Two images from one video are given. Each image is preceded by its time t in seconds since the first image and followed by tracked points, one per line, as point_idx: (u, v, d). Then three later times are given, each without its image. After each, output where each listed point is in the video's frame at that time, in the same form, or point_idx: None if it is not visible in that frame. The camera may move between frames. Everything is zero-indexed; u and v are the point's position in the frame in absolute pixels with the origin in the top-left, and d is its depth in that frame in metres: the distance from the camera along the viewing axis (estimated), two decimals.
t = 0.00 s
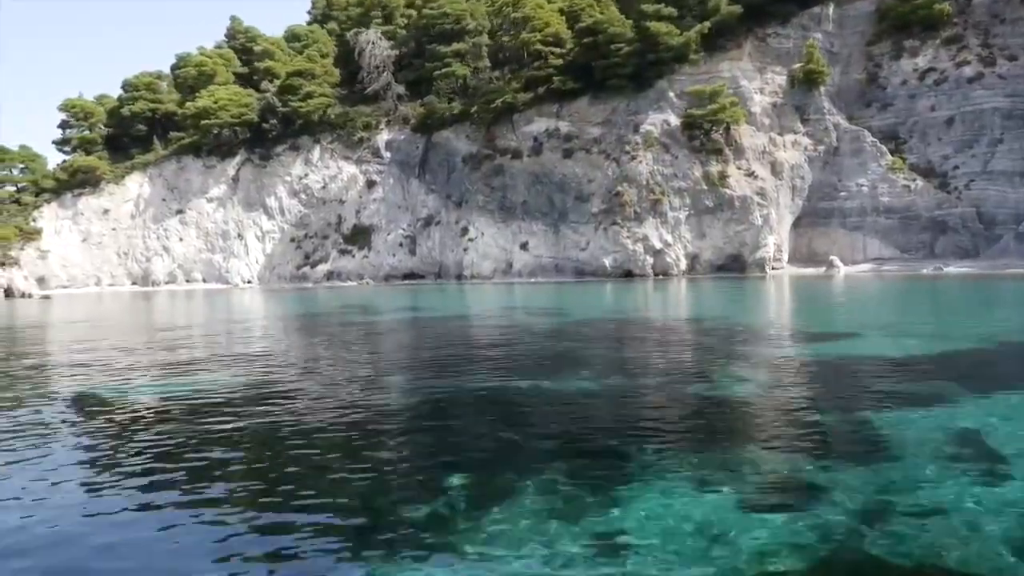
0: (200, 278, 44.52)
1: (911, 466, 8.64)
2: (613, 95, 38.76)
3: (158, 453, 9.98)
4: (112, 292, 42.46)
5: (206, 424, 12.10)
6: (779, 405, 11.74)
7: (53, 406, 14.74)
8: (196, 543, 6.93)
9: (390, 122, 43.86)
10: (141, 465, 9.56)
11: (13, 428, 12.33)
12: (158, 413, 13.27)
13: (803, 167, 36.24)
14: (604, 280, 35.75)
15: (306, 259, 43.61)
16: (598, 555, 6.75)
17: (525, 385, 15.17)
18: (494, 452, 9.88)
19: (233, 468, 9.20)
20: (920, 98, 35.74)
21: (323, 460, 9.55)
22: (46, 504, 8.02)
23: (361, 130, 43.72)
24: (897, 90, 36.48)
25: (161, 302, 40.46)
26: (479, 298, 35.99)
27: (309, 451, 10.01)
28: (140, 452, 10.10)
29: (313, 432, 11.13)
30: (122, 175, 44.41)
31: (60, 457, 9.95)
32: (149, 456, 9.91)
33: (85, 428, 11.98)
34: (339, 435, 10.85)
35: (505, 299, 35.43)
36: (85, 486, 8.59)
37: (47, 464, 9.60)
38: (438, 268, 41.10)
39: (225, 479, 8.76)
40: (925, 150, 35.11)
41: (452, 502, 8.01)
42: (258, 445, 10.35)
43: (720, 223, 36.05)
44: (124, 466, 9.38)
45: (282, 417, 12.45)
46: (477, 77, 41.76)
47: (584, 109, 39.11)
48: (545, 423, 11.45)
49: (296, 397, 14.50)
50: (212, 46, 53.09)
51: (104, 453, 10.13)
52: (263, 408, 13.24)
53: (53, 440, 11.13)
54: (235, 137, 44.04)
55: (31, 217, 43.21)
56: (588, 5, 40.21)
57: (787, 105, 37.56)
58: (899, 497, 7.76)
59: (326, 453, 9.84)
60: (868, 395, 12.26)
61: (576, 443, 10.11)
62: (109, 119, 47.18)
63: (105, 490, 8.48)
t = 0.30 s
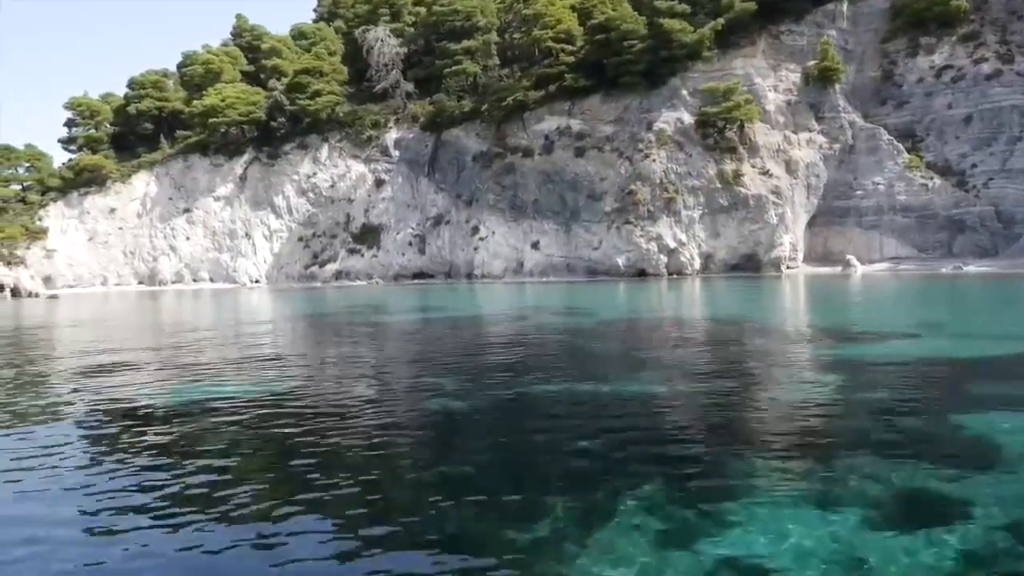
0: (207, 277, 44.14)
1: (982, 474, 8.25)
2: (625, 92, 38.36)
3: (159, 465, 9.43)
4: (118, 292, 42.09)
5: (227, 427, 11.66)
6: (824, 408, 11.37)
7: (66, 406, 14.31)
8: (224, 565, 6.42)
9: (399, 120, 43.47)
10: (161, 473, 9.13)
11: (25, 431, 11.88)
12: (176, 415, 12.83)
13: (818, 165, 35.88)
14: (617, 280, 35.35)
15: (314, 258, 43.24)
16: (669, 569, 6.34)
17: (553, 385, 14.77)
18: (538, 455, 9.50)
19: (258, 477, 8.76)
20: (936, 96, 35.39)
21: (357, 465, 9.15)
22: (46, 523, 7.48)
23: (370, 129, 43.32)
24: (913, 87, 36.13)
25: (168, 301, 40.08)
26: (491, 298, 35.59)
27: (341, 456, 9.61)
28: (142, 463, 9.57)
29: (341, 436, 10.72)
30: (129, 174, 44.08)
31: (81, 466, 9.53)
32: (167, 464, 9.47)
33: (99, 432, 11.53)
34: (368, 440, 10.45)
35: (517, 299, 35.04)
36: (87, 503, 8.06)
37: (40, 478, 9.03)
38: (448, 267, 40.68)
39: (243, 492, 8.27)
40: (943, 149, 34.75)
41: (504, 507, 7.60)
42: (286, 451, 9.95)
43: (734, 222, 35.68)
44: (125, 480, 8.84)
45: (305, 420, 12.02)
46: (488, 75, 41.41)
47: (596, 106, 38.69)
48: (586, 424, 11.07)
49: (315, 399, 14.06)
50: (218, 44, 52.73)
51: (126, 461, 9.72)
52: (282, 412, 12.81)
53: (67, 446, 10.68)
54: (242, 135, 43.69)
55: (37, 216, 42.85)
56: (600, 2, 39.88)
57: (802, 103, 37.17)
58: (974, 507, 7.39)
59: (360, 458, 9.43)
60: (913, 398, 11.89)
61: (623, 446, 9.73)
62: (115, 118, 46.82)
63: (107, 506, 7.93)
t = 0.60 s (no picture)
0: (213, 277, 43.85)
1: None
2: (636, 90, 38.07)
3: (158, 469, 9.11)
4: (124, 291, 41.77)
5: (250, 428, 11.34)
6: (866, 408, 11.07)
7: (83, 406, 13.97)
8: (257, 573, 6.06)
9: (407, 118, 43.11)
10: (187, 475, 8.79)
11: (41, 433, 11.52)
12: (197, 417, 12.49)
13: (831, 163, 35.60)
14: (629, 279, 35.01)
15: (321, 258, 42.96)
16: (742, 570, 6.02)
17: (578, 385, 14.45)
18: (578, 454, 9.20)
19: (289, 479, 8.45)
20: (951, 93, 35.12)
21: (394, 466, 8.85)
22: (67, 530, 7.15)
23: (377, 127, 42.95)
24: (927, 85, 35.87)
25: (174, 301, 39.77)
26: (501, 297, 35.26)
27: (374, 458, 9.30)
28: (142, 467, 9.23)
29: (371, 438, 10.41)
30: (135, 172, 43.81)
31: (103, 469, 9.21)
32: (191, 467, 9.14)
33: (119, 434, 11.18)
34: (400, 441, 10.15)
35: (527, 298, 34.70)
36: (108, 506, 7.73)
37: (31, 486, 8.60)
38: (457, 266, 40.35)
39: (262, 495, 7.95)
40: (957, 147, 34.48)
41: (555, 506, 7.30)
42: (316, 453, 9.63)
43: (747, 221, 35.37)
44: (127, 484, 8.50)
45: (331, 421, 11.71)
46: (497, 73, 41.13)
47: (606, 104, 38.37)
48: (622, 424, 10.76)
49: (338, 400, 13.73)
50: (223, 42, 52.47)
51: (151, 463, 9.40)
52: (306, 413, 12.48)
53: (87, 448, 10.33)
54: (249, 134, 43.57)
55: (42, 215, 42.53)
56: None
57: (815, 101, 36.86)
58: None
59: (395, 460, 9.14)
60: (956, 398, 11.59)
61: (665, 446, 9.43)
62: (121, 116, 46.54)
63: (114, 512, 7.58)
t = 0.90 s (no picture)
0: (221, 276, 43.54)
1: None
2: (649, 88, 37.75)
3: (153, 473, 8.57)
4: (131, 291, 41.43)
5: (281, 426, 10.99)
6: (918, 404, 10.72)
7: (102, 404, 13.56)
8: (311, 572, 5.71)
9: (416, 116, 42.80)
10: (221, 474, 8.43)
11: (61, 433, 11.01)
12: (220, 416, 12.04)
13: (846, 161, 35.32)
14: (642, 278, 34.66)
15: (330, 257, 42.66)
16: (846, 572, 5.55)
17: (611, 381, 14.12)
18: (630, 450, 8.84)
19: (325, 477, 8.09)
20: (967, 90, 34.79)
21: (438, 463, 8.50)
22: (102, 530, 6.79)
23: (386, 125, 42.64)
24: (943, 82, 35.57)
25: (181, 300, 39.45)
26: (512, 296, 34.92)
27: (417, 455, 8.94)
28: (138, 470, 8.70)
29: (409, 436, 10.04)
30: (141, 171, 43.53)
31: (132, 468, 8.85)
32: (218, 468, 8.69)
33: (141, 434, 10.70)
34: (440, 439, 9.78)
35: (539, 297, 34.37)
36: (143, 506, 7.37)
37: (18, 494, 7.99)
38: (467, 265, 40.03)
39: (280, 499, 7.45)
40: (974, 144, 34.17)
41: (615, 504, 6.94)
42: (355, 450, 9.27)
43: (761, 219, 35.04)
44: (123, 490, 7.96)
45: (365, 419, 11.37)
46: (508, 71, 40.80)
47: (618, 102, 38.03)
48: (669, 421, 10.42)
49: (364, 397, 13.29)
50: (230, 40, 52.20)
51: (181, 462, 9.04)
52: (336, 410, 12.13)
53: (111, 446, 9.91)
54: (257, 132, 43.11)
55: (48, 214, 42.19)
56: None
57: (829, 98, 36.53)
58: None
59: (439, 458, 8.75)
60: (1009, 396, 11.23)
61: (719, 441, 9.08)
62: (128, 114, 46.24)
63: (114, 520, 7.04)
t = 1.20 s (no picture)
0: (227, 275, 43.30)
1: None
2: (660, 86, 37.50)
3: (165, 475, 8.18)
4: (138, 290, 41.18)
5: (310, 427, 10.71)
6: (965, 404, 10.47)
7: (122, 404, 13.27)
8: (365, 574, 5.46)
9: (423, 115, 42.51)
10: (257, 474, 8.16)
11: (78, 434, 10.61)
12: (245, 417, 11.73)
13: (858, 160, 35.13)
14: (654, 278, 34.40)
15: (338, 256, 42.41)
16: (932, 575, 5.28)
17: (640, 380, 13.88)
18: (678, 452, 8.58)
19: (365, 477, 7.84)
20: (981, 88, 34.56)
21: (481, 464, 8.25)
22: (141, 531, 6.52)
23: (394, 124, 42.33)
24: (956, 81, 35.35)
25: (187, 299, 39.20)
26: (522, 296, 34.65)
27: (458, 456, 8.68)
28: (151, 473, 8.29)
29: (446, 436, 9.79)
30: (147, 170, 43.26)
31: (162, 468, 8.58)
32: (249, 469, 8.37)
33: (166, 434, 10.41)
34: (480, 439, 9.53)
35: (550, 296, 34.12)
36: (179, 507, 7.11)
37: (23, 498, 7.56)
38: (476, 264, 39.79)
39: (316, 502, 7.10)
40: (989, 143, 33.95)
41: (673, 505, 6.69)
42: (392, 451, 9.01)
43: (774, 218, 34.82)
44: (137, 493, 7.56)
45: (396, 419, 11.10)
46: (517, 69, 40.53)
47: (629, 100, 37.77)
48: (712, 420, 10.17)
49: (387, 397, 12.98)
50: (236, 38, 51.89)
51: (213, 462, 8.76)
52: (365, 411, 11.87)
53: (138, 447, 9.64)
54: (263, 131, 42.81)
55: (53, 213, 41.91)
56: None
57: (842, 96, 36.29)
58: None
59: (483, 459, 8.50)
60: None
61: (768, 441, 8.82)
62: (133, 113, 45.95)
63: (146, 522, 6.76)
